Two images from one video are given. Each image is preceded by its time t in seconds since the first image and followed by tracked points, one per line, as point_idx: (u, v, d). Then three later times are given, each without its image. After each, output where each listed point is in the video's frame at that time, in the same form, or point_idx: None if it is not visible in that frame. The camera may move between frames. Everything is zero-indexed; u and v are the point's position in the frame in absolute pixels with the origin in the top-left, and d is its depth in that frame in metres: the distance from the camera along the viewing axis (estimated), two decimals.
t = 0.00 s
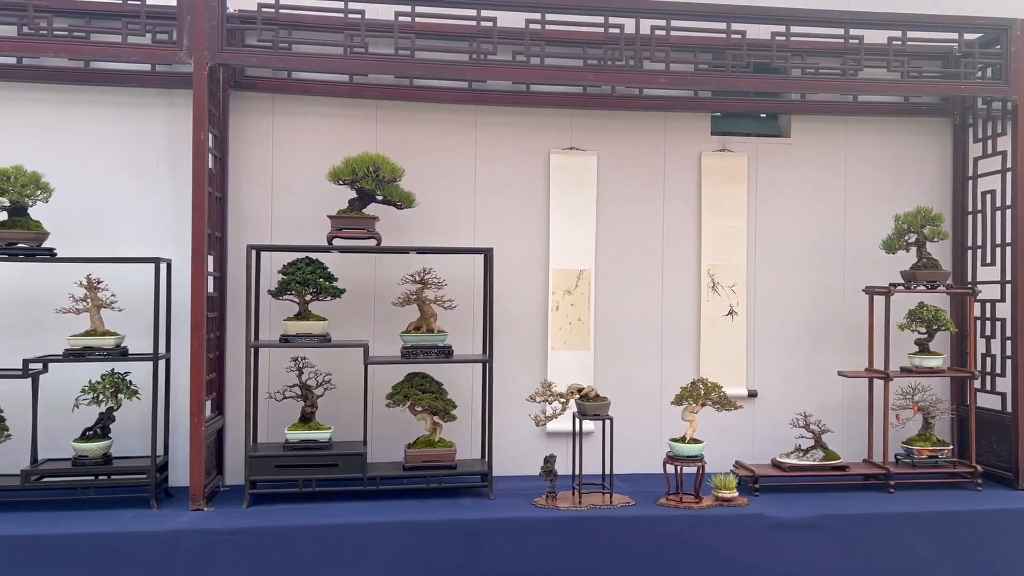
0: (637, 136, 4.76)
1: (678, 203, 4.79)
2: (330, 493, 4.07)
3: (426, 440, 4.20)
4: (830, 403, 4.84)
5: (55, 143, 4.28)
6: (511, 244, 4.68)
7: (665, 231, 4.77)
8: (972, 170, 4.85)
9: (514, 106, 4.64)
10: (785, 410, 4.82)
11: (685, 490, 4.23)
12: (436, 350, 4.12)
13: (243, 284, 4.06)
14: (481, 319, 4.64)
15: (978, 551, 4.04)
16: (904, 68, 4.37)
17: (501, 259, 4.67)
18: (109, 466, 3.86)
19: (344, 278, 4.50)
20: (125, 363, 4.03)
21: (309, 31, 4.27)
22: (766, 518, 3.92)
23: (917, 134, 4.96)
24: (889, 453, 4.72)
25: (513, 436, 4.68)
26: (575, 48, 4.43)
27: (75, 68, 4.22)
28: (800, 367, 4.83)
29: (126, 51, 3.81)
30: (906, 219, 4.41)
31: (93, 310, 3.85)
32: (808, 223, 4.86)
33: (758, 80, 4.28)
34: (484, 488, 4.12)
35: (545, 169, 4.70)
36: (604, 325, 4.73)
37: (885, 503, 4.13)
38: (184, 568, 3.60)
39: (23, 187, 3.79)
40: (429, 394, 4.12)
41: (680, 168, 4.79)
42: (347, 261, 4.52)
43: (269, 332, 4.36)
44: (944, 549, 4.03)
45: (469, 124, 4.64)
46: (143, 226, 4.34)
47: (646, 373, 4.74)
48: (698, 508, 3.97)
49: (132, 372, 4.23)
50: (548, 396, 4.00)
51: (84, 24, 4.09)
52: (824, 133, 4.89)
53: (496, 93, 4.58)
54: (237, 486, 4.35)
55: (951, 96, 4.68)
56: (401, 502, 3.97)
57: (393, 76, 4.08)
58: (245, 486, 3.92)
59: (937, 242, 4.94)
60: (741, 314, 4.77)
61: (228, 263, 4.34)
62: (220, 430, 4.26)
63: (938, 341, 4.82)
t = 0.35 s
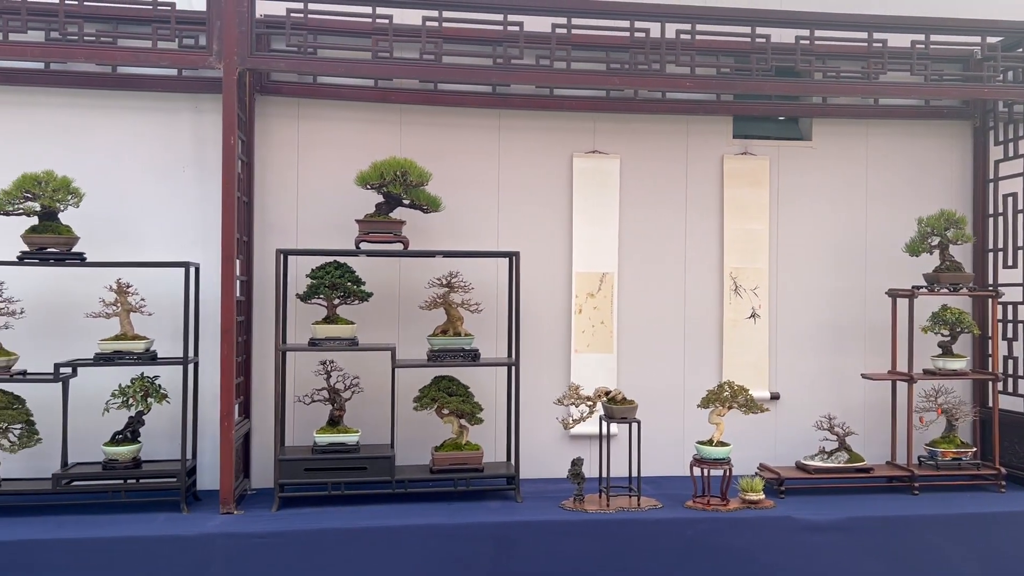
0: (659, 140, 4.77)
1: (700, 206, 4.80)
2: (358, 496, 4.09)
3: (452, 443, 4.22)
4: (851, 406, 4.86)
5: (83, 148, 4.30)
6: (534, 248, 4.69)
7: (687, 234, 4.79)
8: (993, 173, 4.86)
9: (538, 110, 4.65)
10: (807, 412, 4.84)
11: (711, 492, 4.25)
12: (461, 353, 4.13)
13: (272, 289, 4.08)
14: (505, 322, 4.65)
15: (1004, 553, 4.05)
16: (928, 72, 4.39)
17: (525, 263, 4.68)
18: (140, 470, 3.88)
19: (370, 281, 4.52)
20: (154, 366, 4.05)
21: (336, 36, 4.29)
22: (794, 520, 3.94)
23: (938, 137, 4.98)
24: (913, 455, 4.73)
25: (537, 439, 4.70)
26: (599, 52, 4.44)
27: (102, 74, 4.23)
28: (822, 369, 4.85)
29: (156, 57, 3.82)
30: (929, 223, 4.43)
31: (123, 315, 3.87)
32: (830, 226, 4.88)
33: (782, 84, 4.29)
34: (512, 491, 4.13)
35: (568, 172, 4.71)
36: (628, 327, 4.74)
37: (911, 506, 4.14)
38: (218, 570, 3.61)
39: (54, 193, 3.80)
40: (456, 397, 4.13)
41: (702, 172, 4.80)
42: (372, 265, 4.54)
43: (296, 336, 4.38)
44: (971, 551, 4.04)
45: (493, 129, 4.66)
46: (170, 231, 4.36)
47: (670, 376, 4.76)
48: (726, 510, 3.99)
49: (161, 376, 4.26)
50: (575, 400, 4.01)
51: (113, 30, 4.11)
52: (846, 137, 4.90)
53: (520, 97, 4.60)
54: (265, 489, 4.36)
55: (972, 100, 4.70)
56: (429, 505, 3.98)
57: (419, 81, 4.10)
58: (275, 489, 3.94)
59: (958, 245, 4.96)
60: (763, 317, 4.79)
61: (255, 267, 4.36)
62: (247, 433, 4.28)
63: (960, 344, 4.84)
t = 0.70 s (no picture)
0: (682, 142, 4.79)
1: (723, 208, 4.82)
2: (387, 497, 4.10)
3: (480, 444, 4.23)
4: (873, 406, 4.88)
5: (111, 151, 4.31)
6: (558, 250, 4.70)
7: (710, 236, 4.80)
8: (1014, 174, 4.88)
9: (561, 113, 4.66)
10: (829, 412, 4.86)
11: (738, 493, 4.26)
12: (488, 355, 4.15)
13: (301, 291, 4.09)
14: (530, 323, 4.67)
15: None
16: (952, 73, 4.40)
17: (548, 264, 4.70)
18: (170, 472, 3.89)
19: (396, 283, 4.53)
20: (184, 368, 4.07)
21: (363, 39, 4.30)
22: (822, 520, 3.95)
23: (958, 139, 4.99)
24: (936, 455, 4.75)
25: (561, 440, 4.71)
26: (623, 55, 4.45)
27: (130, 77, 4.25)
28: (844, 370, 4.87)
29: (186, 60, 3.84)
30: (953, 224, 4.45)
31: (154, 317, 3.88)
32: (851, 227, 4.90)
33: (808, 86, 4.30)
34: (540, 492, 4.15)
35: (591, 174, 4.73)
36: (651, 329, 4.75)
37: (937, 506, 4.16)
38: (252, 571, 3.62)
39: (85, 196, 3.82)
40: (484, 398, 4.15)
41: (725, 173, 4.82)
42: (398, 267, 4.55)
43: (324, 338, 4.41)
44: (999, 551, 4.04)
45: (517, 131, 4.68)
46: (198, 234, 4.37)
47: (693, 377, 4.77)
48: (754, 511, 4.00)
49: (190, 378, 4.28)
50: (603, 401, 4.02)
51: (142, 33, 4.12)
52: (867, 138, 4.92)
53: (544, 100, 4.61)
54: (293, 490, 4.38)
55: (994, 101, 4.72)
56: (458, 506, 4.00)
57: (447, 84, 4.11)
58: (305, 490, 3.95)
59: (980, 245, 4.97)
60: (786, 318, 4.80)
61: (282, 270, 4.38)
62: (275, 435, 4.30)
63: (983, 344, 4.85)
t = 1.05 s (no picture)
0: (703, 144, 4.82)
1: (744, 209, 4.85)
2: (414, 497, 4.13)
3: (506, 444, 4.26)
4: (893, 406, 4.91)
5: (138, 154, 4.35)
6: (581, 251, 4.73)
7: (731, 237, 4.83)
8: None
9: (584, 115, 4.69)
10: (849, 412, 4.88)
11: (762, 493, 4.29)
12: (514, 355, 4.17)
13: (328, 292, 4.12)
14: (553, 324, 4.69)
15: None
16: (974, 76, 4.42)
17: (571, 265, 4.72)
18: (200, 472, 3.91)
19: (421, 284, 4.56)
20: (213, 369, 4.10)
21: (389, 42, 4.33)
22: (846, 520, 3.98)
23: (977, 141, 5.02)
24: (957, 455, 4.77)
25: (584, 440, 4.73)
26: (647, 57, 4.48)
27: (158, 80, 4.27)
28: (864, 370, 4.89)
29: (216, 63, 3.86)
30: (973, 226, 4.48)
31: (184, 318, 3.91)
32: (871, 228, 4.93)
33: (830, 88, 4.33)
34: (566, 492, 4.18)
35: (614, 176, 4.76)
36: (672, 329, 4.78)
37: (960, 505, 4.18)
38: (285, 570, 3.65)
39: (116, 198, 3.84)
40: (509, 398, 4.17)
41: (746, 175, 4.85)
42: (423, 268, 4.58)
43: (350, 338, 4.44)
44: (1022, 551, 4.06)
45: (540, 133, 4.70)
46: (224, 235, 4.40)
47: (714, 377, 4.80)
48: (778, 510, 4.03)
49: (217, 378, 4.31)
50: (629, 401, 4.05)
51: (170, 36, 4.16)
52: (887, 140, 4.95)
53: (567, 102, 4.63)
54: (320, 490, 4.40)
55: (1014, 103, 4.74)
56: (485, 506, 4.03)
57: (473, 86, 4.13)
58: (334, 490, 3.98)
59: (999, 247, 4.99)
60: (806, 318, 4.83)
61: (308, 271, 4.40)
62: (302, 435, 4.32)
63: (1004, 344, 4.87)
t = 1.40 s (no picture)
0: (727, 148, 4.87)
1: (767, 212, 4.90)
2: (444, 497, 4.18)
3: (534, 445, 4.31)
4: (914, 407, 4.95)
5: (171, 157, 4.39)
6: (606, 253, 4.77)
7: (754, 240, 4.88)
8: None
9: (609, 118, 4.73)
10: (871, 413, 4.93)
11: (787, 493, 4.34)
12: (542, 357, 4.21)
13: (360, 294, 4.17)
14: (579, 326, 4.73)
15: None
16: (997, 80, 4.46)
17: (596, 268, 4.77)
18: (235, 472, 3.96)
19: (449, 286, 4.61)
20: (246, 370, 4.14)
21: (419, 47, 4.37)
22: (873, 519, 4.02)
23: (997, 144, 5.06)
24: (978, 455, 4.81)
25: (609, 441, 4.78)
26: (672, 62, 4.52)
27: (190, 84, 4.31)
28: (886, 371, 4.94)
29: (251, 68, 3.91)
30: (996, 228, 4.53)
31: (219, 320, 3.96)
32: (893, 231, 4.97)
33: (855, 93, 4.37)
34: (594, 492, 4.22)
35: (639, 179, 4.80)
36: (696, 331, 4.82)
37: (984, 505, 4.23)
38: (320, 569, 3.70)
39: (153, 203, 3.89)
40: (538, 399, 4.21)
41: (769, 178, 4.90)
42: (450, 270, 4.63)
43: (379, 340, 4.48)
44: None
45: (566, 137, 4.75)
46: (255, 238, 4.45)
47: (738, 379, 4.85)
48: (805, 510, 4.08)
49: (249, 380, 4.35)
50: (658, 403, 4.09)
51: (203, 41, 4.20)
52: (908, 143, 5.00)
53: (592, 106, 4.67)
54: (349, 490, 4.45)
55: None
56: (516, 506, 4.07)
57: (503, 91, 4.17)
58: (366, 490, 4.03)
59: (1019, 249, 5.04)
60: (829, 320, 4.88)
61: (338, 274, 4.45)
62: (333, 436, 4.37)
63: None
